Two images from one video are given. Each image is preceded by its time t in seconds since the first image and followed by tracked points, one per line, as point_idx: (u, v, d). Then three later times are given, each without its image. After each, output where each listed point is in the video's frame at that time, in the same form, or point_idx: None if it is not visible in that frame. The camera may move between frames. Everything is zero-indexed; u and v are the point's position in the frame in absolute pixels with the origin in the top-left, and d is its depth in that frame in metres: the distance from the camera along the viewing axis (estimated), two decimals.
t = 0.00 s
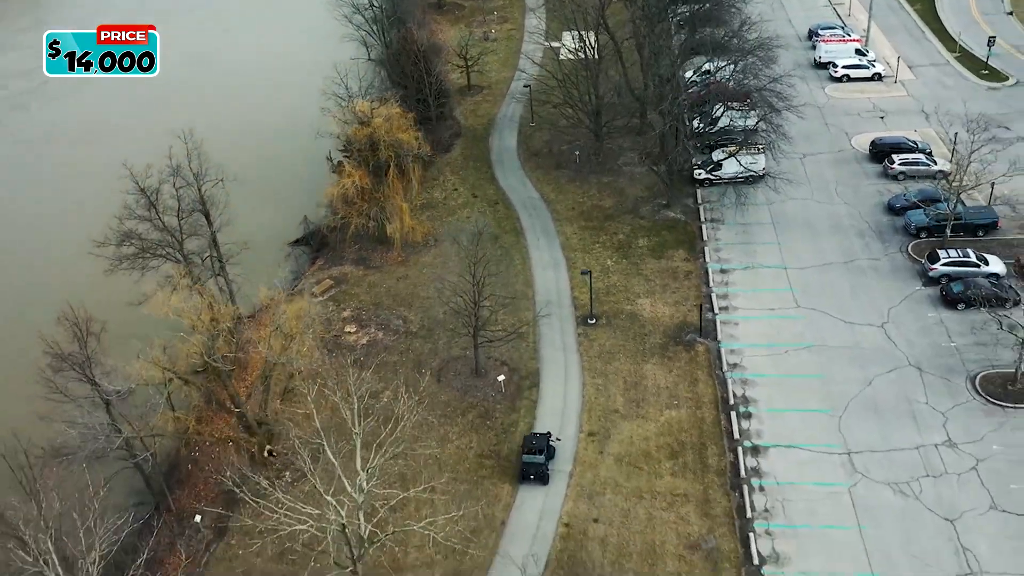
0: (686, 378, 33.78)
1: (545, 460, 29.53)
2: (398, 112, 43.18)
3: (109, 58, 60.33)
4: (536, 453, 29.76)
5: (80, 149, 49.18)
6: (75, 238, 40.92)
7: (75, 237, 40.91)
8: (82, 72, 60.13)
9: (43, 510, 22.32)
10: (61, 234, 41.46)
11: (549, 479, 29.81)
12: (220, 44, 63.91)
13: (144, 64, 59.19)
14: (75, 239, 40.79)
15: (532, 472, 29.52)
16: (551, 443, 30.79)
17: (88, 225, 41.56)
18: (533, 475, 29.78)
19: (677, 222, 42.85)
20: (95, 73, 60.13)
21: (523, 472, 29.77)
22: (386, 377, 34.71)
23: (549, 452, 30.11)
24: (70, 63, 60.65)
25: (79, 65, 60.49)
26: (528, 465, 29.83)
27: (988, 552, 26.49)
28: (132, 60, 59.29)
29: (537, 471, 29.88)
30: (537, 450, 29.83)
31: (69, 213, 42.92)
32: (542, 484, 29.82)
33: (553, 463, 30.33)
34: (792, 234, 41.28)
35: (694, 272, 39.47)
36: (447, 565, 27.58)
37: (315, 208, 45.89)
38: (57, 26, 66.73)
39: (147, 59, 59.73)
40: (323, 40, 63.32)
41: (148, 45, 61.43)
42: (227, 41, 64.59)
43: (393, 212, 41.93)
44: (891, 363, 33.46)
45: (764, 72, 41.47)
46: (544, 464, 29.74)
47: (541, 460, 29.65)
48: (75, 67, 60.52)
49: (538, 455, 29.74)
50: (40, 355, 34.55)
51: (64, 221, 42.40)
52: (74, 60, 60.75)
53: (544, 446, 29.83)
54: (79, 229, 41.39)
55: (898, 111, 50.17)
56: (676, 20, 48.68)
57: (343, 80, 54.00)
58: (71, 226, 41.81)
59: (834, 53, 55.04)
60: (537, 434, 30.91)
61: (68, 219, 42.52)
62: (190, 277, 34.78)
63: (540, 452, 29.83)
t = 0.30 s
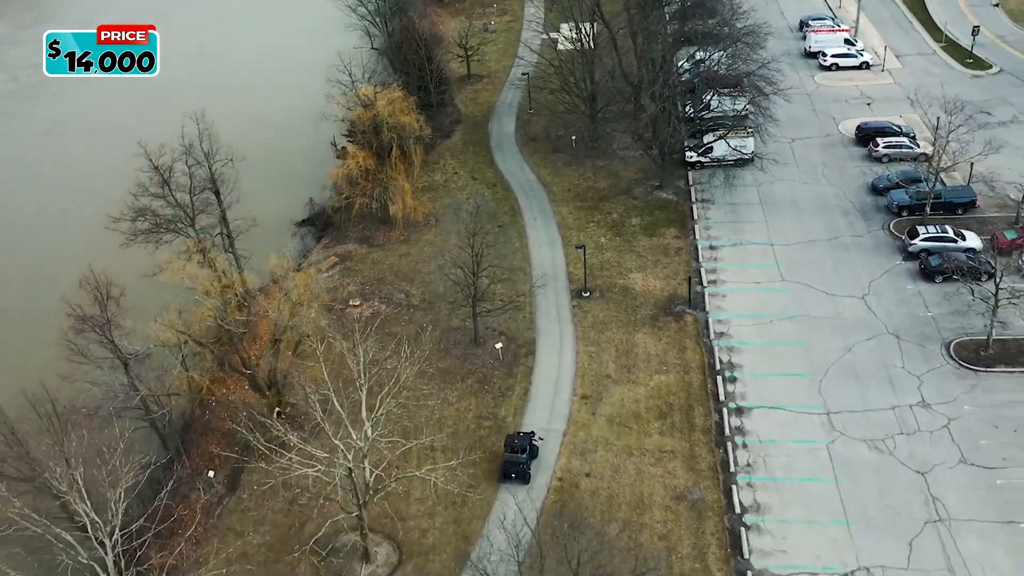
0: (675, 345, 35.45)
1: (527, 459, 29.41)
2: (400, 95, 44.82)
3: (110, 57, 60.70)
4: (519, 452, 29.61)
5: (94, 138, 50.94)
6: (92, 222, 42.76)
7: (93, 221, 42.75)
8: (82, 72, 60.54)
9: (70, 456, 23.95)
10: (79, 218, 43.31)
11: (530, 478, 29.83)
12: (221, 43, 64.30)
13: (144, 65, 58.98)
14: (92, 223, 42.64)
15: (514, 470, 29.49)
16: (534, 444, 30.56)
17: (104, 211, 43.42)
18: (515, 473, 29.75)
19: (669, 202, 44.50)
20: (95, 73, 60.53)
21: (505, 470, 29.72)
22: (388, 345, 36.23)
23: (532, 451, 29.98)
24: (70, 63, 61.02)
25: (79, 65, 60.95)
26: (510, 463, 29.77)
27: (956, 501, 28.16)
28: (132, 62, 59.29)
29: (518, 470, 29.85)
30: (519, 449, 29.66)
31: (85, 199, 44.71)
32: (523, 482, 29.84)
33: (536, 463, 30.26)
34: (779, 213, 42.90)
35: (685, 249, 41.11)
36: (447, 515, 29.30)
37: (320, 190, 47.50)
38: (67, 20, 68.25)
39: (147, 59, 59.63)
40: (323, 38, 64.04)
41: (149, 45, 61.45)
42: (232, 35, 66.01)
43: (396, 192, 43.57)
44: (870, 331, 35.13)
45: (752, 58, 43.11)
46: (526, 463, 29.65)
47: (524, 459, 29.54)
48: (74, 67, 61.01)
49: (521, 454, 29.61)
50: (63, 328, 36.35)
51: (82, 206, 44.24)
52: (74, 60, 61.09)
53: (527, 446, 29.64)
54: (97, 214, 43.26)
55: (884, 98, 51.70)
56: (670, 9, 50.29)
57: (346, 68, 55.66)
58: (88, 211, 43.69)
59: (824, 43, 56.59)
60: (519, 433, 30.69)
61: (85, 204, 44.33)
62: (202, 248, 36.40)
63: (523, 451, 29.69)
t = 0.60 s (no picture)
0: (665, 313, 37.18)
1: (509, 453, 30.15)
2: (402, 78, 46.58)
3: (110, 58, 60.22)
4: (500, 446, 30.50)
5: (105, 125, 52.49)
6: (106, 205, 44.37)
7: (106, 204, 44.41)
8: (82, 72, 59.68)
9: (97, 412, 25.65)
10: (93, 202, 44.94)
11: (512, 473, 30.21)
12: (227, 34, 65.96)
13: (144, 65, 58.61)
14: (106, 206, 44.24)
15: (495, 464, 30.05)
16: (518, 442, 31.21)
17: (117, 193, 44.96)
18: (496, 469, 30.23)
19: (661, 182, 46.23)
20: (95, 73, 59.64)
21: (487, 466, 30.24)
22: (391, 314, 37.93)
23: (514, 448, 30.70)
24: (71, 63, 60.30)
25: (79, 65, 60.03)
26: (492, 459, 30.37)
27: (928, 452, 29.88)
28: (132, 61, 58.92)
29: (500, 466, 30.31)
30: (501, 444, 30.51)
31: (98, 182, 46.25)
32: (505, 478, 30.14)
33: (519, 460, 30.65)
34: (767, 192, 44.59)
35: (676, 225, 42.81)
36: (448, 467, 31.06)
37: (326, 169, 49.07)
38: (75, 12, 69.86)
39: (147, 59, 59.23)
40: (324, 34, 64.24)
41: (150, 46, 61.15)
42: (238, 25, 67.70)
43: (399, 171, 45.27)
44: (851, 299, 36.83)
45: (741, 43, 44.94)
46: (508, 458, 30.26)
47: (506, 453, 30.24)
48: (75, 67, 60.06)
49: (503, 449, 30.40)
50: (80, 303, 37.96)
51: (95, 190, 45.90)
52: (75, 60, 60.34)
53: (508, 441, 30.49)
54: (110, 198, 44.90)
55: (871, 84, 53.35)
56: None
57: (350, 55, 57.40)
58: (102, 194, 45.34)
59: (813, 31, 58.20)
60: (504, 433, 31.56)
61: (99, 188, 45.96)
62: (213, 222, 38.04)
63: (505, 445, 30.56)
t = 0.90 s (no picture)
0: (656, 285, 38.93)
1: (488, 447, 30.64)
2: (405, 63, 48.38)
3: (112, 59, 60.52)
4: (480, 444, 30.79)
5: (117, 112, 53.93)
6: (114, 177, 45.24)
7: (114, 177, 45.28)
8: (82, 72, 60.09)
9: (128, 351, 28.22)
10: (101, 173, 45.73)
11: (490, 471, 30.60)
12: (233, 25, 67.64)
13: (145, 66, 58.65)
14: (114, 178, 45.08)
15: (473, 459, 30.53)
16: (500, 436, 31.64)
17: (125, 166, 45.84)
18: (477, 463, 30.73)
19: (654, 164, 47.94)
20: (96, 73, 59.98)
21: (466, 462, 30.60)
22: (395, 285, 39.65)
23: (494, 445, 31.04)
24: (72, 62, 60.50)
25: (80, 65, 60.37)
26: (472, 454, 30.87)
27: (901, 409, 31.61)
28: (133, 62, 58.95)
29: (480, 463, 30.77)
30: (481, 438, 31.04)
31: (108, 159, 47.31)
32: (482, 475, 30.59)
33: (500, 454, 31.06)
34: (756, 172, 46.30)
35: (667, 203, 44.52)
36: (448, 425, 32.76)
37: (331, 150, 50.64)
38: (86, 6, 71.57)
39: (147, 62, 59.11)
40: (327, 28, 65.45)
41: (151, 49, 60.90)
42: (244, 17, 69.43)
43: (401, 153, 46.96)
44: (835, 271, 38.56)
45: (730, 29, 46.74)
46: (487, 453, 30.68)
47: (484, 448, 30.73)
48: (76, 67, 60.43)
49: (482, 443, 30.91)
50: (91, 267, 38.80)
51: (103, 164, 46.76)
52: (76, 60, 60.55)
53: (488, 435, 30.97)
54: (119, 171, 45.74)
55: (859, 71, 55.02)
56: None
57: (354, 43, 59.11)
58: (110, 167, 46.15)
59: (804, 21, 59.83)
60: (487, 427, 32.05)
61: (107, 162, 46.86)
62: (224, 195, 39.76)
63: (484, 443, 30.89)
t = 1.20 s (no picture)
0: (647, 258, 40.68)
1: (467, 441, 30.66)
2: (407, 50, 50.24)
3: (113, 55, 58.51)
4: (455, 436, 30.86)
5: (125, 95, 54.86)
6: (122, 161, 46.50)
7: (122, 160, 46.53)
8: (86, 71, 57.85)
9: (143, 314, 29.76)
10: (108, 157, 46.97)
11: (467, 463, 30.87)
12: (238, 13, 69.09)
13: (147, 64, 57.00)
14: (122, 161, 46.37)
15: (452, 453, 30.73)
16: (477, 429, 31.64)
17: (133, 152, 47.10)
18: (454, 456, 30.91)
19: (648, 146, 49.72)
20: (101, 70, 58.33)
21: (443, 455, 30.92)
22: (399, 259, 41.39)
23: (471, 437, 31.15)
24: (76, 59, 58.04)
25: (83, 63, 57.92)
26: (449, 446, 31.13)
27: (877, 369, 33.41)
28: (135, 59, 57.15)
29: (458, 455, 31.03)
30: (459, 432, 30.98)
31: (116, 143, 48.53)
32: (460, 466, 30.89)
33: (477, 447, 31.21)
34: (745, 153, 48.12)
35: (659, 183, 46.30)
36: (449, 386, 34.57)
37: (336, 134, 52.37)
38: None
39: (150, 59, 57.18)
40: (331, 19, 67.05)
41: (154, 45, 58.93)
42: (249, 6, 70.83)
43: (404, 134, 48.69)
44: (818, 244, 40.40)
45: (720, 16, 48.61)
46: (465, 447, 30.78)
47: (462, 442, 30.75)
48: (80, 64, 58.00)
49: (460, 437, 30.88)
50: (98, 245, 40.16)
51: (111, 147, 47.98)
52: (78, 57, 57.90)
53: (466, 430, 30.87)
54: (127, 155, 46.97)
55: (846, 58, 56.79)
56: None
57: (357, 31, 60.78)
58: (118, 152, 47.40)
59: (795, 11, 61.50)
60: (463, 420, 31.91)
61: (114, 146, 48.06)
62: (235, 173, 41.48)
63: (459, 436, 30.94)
